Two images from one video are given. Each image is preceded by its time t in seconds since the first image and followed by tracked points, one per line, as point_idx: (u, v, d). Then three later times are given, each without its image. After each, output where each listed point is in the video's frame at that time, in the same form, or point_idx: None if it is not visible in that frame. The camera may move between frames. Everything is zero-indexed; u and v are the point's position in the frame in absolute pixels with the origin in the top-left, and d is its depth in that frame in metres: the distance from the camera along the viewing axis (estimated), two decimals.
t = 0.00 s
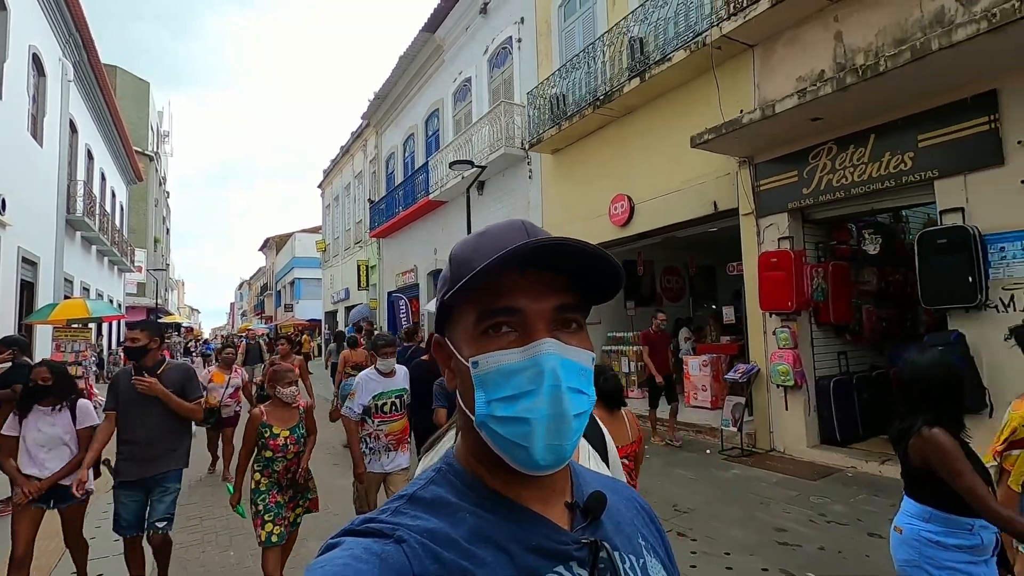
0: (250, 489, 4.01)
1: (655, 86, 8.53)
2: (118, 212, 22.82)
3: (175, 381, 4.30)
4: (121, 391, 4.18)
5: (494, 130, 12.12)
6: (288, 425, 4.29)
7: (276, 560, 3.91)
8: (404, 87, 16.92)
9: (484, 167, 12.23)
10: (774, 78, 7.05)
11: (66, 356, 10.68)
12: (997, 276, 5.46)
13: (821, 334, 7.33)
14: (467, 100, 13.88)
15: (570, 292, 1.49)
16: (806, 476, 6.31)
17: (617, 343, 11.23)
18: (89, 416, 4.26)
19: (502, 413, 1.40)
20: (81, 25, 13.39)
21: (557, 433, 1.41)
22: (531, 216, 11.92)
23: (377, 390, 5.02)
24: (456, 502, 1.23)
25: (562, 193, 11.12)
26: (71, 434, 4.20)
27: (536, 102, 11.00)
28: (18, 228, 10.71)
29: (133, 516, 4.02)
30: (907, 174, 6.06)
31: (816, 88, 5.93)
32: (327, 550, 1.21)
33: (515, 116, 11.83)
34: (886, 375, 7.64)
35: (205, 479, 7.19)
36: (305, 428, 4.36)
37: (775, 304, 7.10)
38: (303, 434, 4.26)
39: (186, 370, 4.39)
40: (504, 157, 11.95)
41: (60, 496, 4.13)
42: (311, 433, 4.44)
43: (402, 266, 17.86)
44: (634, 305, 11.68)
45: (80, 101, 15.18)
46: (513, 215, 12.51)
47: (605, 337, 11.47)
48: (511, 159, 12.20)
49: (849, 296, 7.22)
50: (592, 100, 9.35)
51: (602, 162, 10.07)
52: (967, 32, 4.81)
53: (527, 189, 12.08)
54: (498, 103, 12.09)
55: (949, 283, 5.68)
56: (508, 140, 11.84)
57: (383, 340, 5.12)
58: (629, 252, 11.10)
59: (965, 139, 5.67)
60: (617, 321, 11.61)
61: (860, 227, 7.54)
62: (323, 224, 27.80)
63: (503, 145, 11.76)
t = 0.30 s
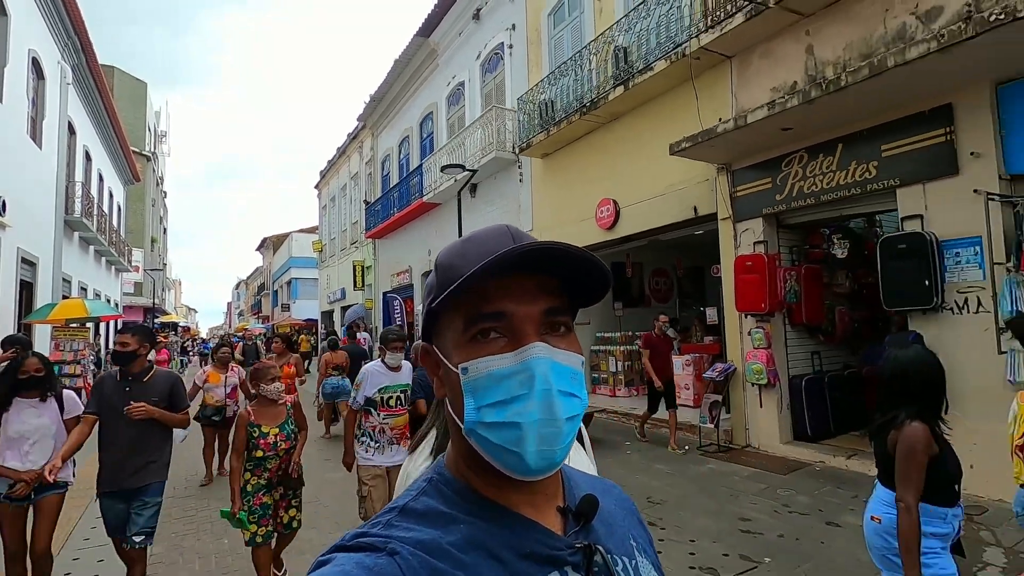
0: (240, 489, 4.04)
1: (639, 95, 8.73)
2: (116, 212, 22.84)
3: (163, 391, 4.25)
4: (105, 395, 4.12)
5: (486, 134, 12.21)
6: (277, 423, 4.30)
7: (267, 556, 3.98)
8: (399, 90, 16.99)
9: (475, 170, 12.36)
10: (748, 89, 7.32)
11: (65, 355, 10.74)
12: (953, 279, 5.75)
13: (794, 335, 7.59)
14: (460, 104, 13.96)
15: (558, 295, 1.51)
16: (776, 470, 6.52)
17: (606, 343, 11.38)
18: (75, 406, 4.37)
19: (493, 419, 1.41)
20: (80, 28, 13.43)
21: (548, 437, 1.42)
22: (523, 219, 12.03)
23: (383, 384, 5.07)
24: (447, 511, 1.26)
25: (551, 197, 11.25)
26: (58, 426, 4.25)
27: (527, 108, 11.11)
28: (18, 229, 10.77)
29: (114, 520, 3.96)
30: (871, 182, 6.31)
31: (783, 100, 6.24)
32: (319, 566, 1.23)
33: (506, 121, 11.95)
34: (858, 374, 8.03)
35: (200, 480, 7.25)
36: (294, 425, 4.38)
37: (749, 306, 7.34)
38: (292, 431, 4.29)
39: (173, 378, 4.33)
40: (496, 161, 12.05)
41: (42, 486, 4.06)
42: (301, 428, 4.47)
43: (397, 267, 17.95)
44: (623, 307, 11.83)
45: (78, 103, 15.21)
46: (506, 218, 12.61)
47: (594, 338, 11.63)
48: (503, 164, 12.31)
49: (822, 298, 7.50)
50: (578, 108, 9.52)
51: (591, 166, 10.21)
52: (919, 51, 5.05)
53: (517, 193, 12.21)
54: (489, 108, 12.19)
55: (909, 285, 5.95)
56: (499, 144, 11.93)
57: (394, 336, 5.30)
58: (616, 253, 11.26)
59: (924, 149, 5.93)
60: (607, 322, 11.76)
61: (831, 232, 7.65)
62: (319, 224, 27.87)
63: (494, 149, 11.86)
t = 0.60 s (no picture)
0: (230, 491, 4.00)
1: (626, 102, 8.83)
2: (116, 213, 22.90)
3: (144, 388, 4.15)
4: (83, 395, 4.06)
5: (479, 138, 12.29)
6: (266, 427, 4.27)
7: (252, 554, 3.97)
8: (396, 94, 17.06)
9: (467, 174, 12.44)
10: (728, 97, 7.46)
11: (63, 355, 10.76)
12: (917, 284, 5.97)
13: (773, 338, 7.72)
14: (455, 107, 14.02)
15: (569, 288, 1.48)
16: (751, 467, 6.65)
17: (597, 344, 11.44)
18: (61, 416, 4.26)
19: (501, 410, 1.38)
20: (81, 33, 13.50)
21: (556, 431, 1.40)
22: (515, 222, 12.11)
23: (379, 390, 5.07)
24: (443, 508, 1.22)
25: (540, 201, 11.34)
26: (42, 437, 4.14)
27: (518, 114, 11.22)
28: (18, 230, 10.83)
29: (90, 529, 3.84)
30: (841, 190, 6.52)
31: (757, 111, 6.45)
32: (309, 555, 1.20)
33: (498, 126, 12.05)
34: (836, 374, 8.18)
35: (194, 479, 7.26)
36: (284, 428, 4.36)
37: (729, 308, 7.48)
38: (282, 435, 4.29)
39: (155, 373, 4.23)
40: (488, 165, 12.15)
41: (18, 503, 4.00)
42: (292, 432, 4.45)
43: (393, 269, 18.00)
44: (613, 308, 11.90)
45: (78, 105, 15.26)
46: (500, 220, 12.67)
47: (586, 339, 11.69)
48: (495, 167, 12.40)
49: (799, 301, 7.61)
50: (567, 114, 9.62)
51: (580, 170, 10.30)
52: (880, 66, 5.30)
53: (509, 197, 12.29)
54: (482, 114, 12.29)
55: (876, 289, 6.17)
56: (492, 149, 12.02)
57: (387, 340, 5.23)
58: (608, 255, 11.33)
59: (891, 158, 6.14)
60: (598, 324, 11.84)
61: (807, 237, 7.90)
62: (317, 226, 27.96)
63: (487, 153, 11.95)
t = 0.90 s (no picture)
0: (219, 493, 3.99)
1: (612, 108, 8.93)
2: (115, 215, 22.98)
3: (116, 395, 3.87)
4: (50, 406, 3.76)
5: (473, 141, 12.35)
6: (263, 427, 4.25)
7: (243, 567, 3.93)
8: (392, 97, 17.13)
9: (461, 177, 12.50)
10: (709, 105, 7.48)
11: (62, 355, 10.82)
12: (884, 286, 6.13)
13: (752, 338, 7.86)
14: (450, 111, 14.10)
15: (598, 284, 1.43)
16: (728, 464, 6.82)
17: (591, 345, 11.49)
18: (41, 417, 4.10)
19: (538, 405, 1.33)
20: (81, 37, 13.60)
21: (592, 426, 1.38)
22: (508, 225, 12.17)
23: (375, 386, 5.14)
24: (461, 498, 1.19)
25: (529, 204, 11.41)
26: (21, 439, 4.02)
27: (508, 119, 11.30)
28: (18, 232, 10.90)
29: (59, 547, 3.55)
30: (814, 196, 6.69)
31: (732, 120, 6.55)
32: (331, 537, 1.18)
33: (491, 130, 12.14)
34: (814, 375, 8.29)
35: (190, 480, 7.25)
36: (279, 432, 4.31)
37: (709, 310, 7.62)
38: (276, 436, 4.24)
39: (127, 378, 3.95)
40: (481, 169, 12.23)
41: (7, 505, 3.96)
42: (289, 438, 4.33)
43: (389, 270, 18.04)
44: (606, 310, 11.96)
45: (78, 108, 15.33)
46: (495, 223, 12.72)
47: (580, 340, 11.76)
48: (487, 171, 12.48)
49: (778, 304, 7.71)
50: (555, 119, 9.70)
51: (570, 175, 10.36)
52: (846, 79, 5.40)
53: (501, 200, 12.33)
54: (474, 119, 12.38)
55: (844, 292, 6.33)
56: (484, 153, 12.11)
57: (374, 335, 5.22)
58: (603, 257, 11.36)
59: (860, 165, 6.28)
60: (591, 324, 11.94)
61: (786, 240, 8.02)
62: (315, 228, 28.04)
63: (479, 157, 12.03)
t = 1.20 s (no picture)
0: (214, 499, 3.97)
1: (601, 113, 9.02)
2: (115, 216, 23.04)
3: (96, 391, 3.83)
4: (25, 402, 3.67)
5: (470, 143, 12.40)
6: (254, 433, 4.21)
7: (236, 575, 3.87)
8: (389, 99, 17.19)
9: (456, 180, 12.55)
10: (697, 110, 7.69)
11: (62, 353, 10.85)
12: (859, 288, 6.27)
13: (737, 338, 8.01)
14: (446, 114, 14.16)
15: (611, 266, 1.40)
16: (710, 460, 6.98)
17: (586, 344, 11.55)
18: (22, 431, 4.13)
19: (551, 394, 1.31)
20: (81, 41, 13.66)
21: (606, 414, 1.36)
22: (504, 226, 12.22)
23: (380, 390, 5.18)
24: (474, 490, 1.18)
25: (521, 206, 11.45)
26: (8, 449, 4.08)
27: (502, 120, 11.35)
28: (19, 233, 10.96)
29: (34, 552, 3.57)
30: (793, 200, 6.84)
31: (713, 126, 6.70)
32: (343, 532, 1.17)
33: (486, 133, 12.21)
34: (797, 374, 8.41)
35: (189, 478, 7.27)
36: (273, 435, 4.30)
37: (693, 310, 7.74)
38: (269, 442, 4.21)
39: (106, 374, 3.89)
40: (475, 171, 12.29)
41: None
42: (282, 439, 4.38)
43: (386, 271, 18.09)
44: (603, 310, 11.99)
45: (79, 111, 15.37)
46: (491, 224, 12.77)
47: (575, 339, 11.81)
48: (482, 173, 12.53)
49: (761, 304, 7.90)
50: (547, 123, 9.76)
51: (562, 177, 10.38)
52: (817, 88, 5.60)
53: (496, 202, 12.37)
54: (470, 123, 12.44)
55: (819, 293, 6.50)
56: (480, 155, 12.17)
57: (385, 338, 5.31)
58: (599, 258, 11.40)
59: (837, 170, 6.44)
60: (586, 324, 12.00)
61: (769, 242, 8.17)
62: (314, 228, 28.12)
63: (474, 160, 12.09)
